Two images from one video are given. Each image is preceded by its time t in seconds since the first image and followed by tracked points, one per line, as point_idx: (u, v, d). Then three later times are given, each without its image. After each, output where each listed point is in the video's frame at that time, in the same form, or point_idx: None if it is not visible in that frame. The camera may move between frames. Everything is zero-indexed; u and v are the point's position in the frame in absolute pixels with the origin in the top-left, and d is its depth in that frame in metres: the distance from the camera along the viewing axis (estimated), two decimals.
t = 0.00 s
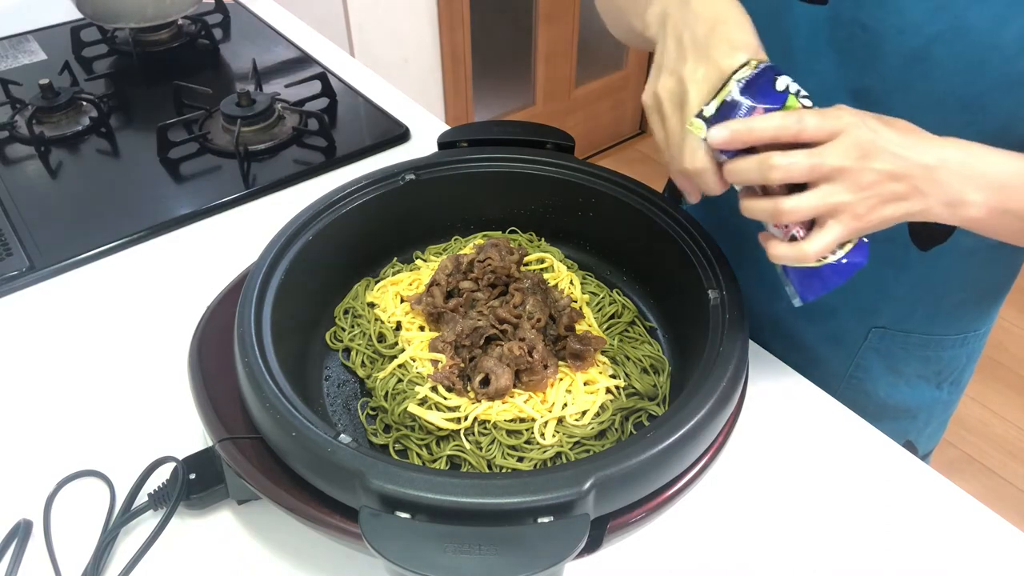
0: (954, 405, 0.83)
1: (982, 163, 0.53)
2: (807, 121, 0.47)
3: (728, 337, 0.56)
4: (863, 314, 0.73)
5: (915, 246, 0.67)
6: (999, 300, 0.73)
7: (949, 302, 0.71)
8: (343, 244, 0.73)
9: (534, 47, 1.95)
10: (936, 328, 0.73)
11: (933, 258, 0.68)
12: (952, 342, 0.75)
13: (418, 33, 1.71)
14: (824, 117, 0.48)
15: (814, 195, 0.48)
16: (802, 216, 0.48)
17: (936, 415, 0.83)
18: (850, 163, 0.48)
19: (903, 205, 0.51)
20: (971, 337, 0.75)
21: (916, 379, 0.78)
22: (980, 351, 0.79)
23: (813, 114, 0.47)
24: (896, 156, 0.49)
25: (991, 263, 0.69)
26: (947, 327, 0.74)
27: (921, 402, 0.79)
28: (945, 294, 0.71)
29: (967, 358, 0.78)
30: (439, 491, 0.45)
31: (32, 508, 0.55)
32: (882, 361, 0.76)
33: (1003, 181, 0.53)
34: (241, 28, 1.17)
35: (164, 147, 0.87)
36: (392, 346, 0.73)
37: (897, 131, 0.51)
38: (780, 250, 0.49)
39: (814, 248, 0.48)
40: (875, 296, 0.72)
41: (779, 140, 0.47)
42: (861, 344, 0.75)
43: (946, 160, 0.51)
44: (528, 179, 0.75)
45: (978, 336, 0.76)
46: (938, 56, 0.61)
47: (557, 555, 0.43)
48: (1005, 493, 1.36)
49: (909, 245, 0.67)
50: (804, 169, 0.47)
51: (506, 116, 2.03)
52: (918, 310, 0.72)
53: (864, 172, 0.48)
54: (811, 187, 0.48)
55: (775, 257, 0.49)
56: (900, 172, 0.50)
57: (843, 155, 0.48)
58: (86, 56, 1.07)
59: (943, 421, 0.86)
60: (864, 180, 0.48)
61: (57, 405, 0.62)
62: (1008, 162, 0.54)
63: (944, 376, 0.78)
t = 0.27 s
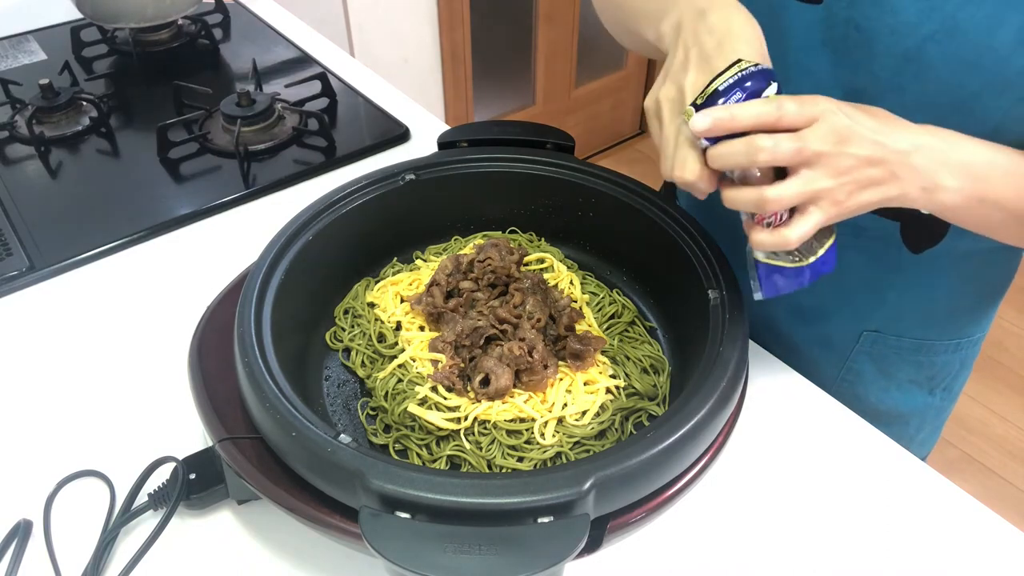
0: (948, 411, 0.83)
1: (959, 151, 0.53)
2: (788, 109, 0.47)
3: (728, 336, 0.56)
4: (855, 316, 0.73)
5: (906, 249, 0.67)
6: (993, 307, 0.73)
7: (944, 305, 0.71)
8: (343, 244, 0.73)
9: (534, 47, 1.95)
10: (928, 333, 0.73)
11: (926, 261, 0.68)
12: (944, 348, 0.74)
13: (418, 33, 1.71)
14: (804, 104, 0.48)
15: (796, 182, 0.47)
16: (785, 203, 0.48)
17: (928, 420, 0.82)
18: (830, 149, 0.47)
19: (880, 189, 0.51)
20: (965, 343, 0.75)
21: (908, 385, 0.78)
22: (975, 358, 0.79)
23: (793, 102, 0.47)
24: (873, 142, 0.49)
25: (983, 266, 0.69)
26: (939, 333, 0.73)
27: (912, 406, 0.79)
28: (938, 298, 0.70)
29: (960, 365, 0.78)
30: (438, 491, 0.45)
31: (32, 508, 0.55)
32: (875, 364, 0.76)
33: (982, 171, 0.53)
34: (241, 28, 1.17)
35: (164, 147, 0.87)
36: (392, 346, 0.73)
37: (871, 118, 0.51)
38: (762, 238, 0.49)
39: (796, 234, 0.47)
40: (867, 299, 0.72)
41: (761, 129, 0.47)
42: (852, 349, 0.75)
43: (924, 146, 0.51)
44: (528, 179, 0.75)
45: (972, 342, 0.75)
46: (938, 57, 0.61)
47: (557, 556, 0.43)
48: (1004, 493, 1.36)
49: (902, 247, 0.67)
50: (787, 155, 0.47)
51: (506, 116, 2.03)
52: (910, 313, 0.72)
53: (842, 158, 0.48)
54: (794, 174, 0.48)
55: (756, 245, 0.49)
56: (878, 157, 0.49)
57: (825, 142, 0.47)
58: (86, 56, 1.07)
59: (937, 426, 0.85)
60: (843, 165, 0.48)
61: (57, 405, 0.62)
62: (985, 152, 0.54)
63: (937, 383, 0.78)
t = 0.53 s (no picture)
0: (947, 411, 0.83)
1: (947, 155, 0.52)
2: (777, 112, 0.44)
3: (728, 336, 0.56)
4: (851, 317, 0.73)
5: (903, 250, 0.67)
6: (991, 307, 0.73)
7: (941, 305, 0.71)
8: (343, 244, 0.73)
9: (534, 47, 1.95)
10: (926, 333, 0.73)
11: (922, 262, 0.68)
12: (943, 348, 0.74)
13: (418, 33, 1.71)
14: (793, 109, 0.45)
15: (795, 190, 0.45)
16: (783, 213, 0.45)
17: (926, 420, 0.82)
18: (828, 154, 0.45)
19: (883, 195, 0.49)
20: (964, 343, 0.74)
21: (906, 384, 0.78)
22: (973, 358, 0.79)
23: (781, 106, 0.45)
24: (866, 147, 0.48)
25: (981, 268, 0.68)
26: (938, 333, 0.73)
27: (910, 406, 0.79)
28: (935, 298, 0.70)
29: (959, 365, 0.77)
30: (438, 491, 0.45)
31: (32, 508, 0.55)
32: (871, 364, 0.76)
33: (976, 175, 0.53)
34: (241, 28, 1.17)
35: (164, 147, 0.87)
36: (392, 346, 0.73)
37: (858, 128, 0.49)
38: (760, 253, 0.46)
39: (797, 245, 0.45)
40: (865, 300, 0.72)
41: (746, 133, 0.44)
42: (851, 349, 0.75)
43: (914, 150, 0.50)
44: (529, 179, 0.75)
45: (971, 343, 0.75)
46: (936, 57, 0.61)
47: (557, 556, 0.43)
48: (1004, 493, 1.37)
49: (899, 247, 0.67)
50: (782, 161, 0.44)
51: (506, 116, 2.03)
52: (907, 314, 0.72)
53: (842, 163, 0.46)
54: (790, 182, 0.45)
55: (752, 260, 0.46)
56: (876, 161, 0.48)
57: (821, 147, 0.45)
58: (86, 56, 1.07)
59: (936, 426, 0.85)
60: (843, 170, 0.46)
61: (57, 405, 0.62)
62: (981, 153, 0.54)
63: (935, 383, 0.78)
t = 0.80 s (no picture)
0: (946, 408, 0.83)
1: (919, 163, 0.46)
2: (722, 155, 0.42)
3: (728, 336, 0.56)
4: (851, 315, 0.73)
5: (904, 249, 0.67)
6: (989, 302, 0.73)
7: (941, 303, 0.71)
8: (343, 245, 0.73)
9: (534, 47, 1.95)
10: (926, 331, 0.73)
11: (922, 260, 0.68)
12: (943, 345, 0.74)
13: (418, 33, 1.70)
14: (740, 147, 0.43)
15: (753, 232, 0.44)
16: (744, 257, 0.44)
17: (926, 418, 0.83)
18: (783, 189, 0.43)
19: (849, 215, 0.46)
20: (963, 340, 0.75)
21: (906, 382, 0.78)
22: (971, 356, 0.79)
23: (728, 146, 0.43)
24: (824, 170, 0.44)
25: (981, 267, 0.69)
26: (938, 331, 0.73)
27: (910, 403, 0.79)
28: (934, 296, 0.70)
29: (957, 362, 0.78)
30: (438, 490, 0.45)
31: (32, 508, 0.55)
32: (872, 362, 0.76)
33: (955, 186, 0.47)
34: (242, 28, 1.17)
35: (164, 147, 0.87)
36: (392, 346, 0.73)
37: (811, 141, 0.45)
38: (728, 297, 0.46)
39: (760, 286, 0.45)
40: (866, 299, 0.72)
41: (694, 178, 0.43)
42: (851, 347, 0.75)
43: (881, 162, 0.45)
44: (530, 178, 0.75)
45: (969, 339, 0.75)
46: (933, 56, 0.61)
47: (557, 556, 0.43)
48: (1004, 493, 1.36)
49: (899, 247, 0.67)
50: (735, 208, 0.43)
51: (506, 116, 2.03)
52: (907, 311, 0.72)
53: (800, 194, 0.43)
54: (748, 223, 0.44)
55: (721, 306, 0.46)
56: (838, 183, 0.44)
57: (775, 183, 0.43)
58: (86, 56, 1.07)
59: (935, 424, 0.86)
60: (801, 201, 0.44)
61: (57, 405, 0.62)
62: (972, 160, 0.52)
63: (935, 380, 0.78)
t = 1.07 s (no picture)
0: (946, 406, 0.83)
1: (861, 179, 0.44)
2: (639, 204, 0.42)
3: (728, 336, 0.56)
4: (848, 314, 0.74)
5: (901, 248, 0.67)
6: (989, 300, 0.73)
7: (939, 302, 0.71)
8: (343, 244, 0.73)
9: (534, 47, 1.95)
10: (924, 329, 0.73)
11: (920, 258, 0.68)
12: (942, 343, 0.74)
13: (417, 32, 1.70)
14: (658, 193, 0.43)
15: (691, 274, 0.43)
16: (688, 299, 0.43)
17: (926, 417, 0.83)
18: (710, 227, 0.42)
19: (791, 238, 0.44)
20: (962, 339, 0.75)
21: (905, 380, 0.78)
22: (972, 354, 0.79)
23: (645, 195, 0.42)
24: (750, 200, 0.43)
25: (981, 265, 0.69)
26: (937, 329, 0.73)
27: (909, 401, 0.79)
28: (931, 294, 0.70)
29: (957, 360, 0.78)
30: (438, 490, 0.45)
31: (31, 508, 0.55)
32: (871, 360, 0.76)
33: (902, 200, 0.44)
34: (242, 28, 1.17)
35: (164, 147, 0.87)
36: (392, 346, 0.73)
37: (741, 171, 0.44)
38: (688, 339, 0.45)
39: (715, 323, 0.43)
40: (864, 297, 0.72)
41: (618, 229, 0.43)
42: (849, 344, 0.75)
43: (814, 183, 0.44)
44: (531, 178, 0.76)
45: (969, 337, 0.75)
46: (923, 57, 0.61)
47: (557, 555, 0.43)
48: (1004, 492, 1.36)
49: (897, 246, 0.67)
50: (664, 254, 0.42)
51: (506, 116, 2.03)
52: (904, 309, 0.72)
53: (730, 228, 0.42)
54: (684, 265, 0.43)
55: (683, 348, 0.45)
56: (768, 210, 0.43)
57: (701, 223, 0.42)
58: (86, 56, 1.07)
59: (935, 422, 0.86)
60: (734, 234, 0.42)
61: (57, 405, 0.62)
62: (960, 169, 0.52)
63: (934, 378, 0.78)
